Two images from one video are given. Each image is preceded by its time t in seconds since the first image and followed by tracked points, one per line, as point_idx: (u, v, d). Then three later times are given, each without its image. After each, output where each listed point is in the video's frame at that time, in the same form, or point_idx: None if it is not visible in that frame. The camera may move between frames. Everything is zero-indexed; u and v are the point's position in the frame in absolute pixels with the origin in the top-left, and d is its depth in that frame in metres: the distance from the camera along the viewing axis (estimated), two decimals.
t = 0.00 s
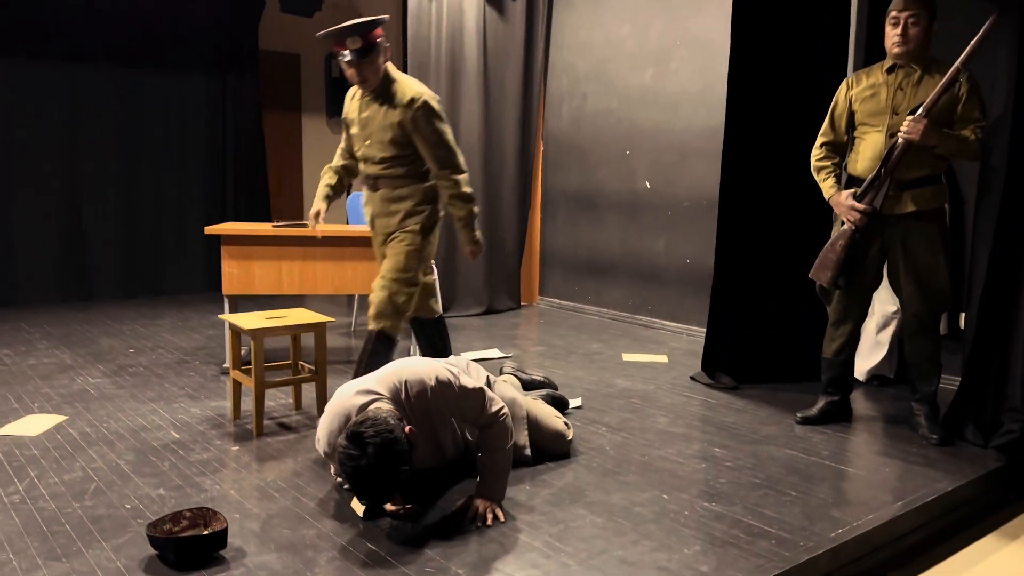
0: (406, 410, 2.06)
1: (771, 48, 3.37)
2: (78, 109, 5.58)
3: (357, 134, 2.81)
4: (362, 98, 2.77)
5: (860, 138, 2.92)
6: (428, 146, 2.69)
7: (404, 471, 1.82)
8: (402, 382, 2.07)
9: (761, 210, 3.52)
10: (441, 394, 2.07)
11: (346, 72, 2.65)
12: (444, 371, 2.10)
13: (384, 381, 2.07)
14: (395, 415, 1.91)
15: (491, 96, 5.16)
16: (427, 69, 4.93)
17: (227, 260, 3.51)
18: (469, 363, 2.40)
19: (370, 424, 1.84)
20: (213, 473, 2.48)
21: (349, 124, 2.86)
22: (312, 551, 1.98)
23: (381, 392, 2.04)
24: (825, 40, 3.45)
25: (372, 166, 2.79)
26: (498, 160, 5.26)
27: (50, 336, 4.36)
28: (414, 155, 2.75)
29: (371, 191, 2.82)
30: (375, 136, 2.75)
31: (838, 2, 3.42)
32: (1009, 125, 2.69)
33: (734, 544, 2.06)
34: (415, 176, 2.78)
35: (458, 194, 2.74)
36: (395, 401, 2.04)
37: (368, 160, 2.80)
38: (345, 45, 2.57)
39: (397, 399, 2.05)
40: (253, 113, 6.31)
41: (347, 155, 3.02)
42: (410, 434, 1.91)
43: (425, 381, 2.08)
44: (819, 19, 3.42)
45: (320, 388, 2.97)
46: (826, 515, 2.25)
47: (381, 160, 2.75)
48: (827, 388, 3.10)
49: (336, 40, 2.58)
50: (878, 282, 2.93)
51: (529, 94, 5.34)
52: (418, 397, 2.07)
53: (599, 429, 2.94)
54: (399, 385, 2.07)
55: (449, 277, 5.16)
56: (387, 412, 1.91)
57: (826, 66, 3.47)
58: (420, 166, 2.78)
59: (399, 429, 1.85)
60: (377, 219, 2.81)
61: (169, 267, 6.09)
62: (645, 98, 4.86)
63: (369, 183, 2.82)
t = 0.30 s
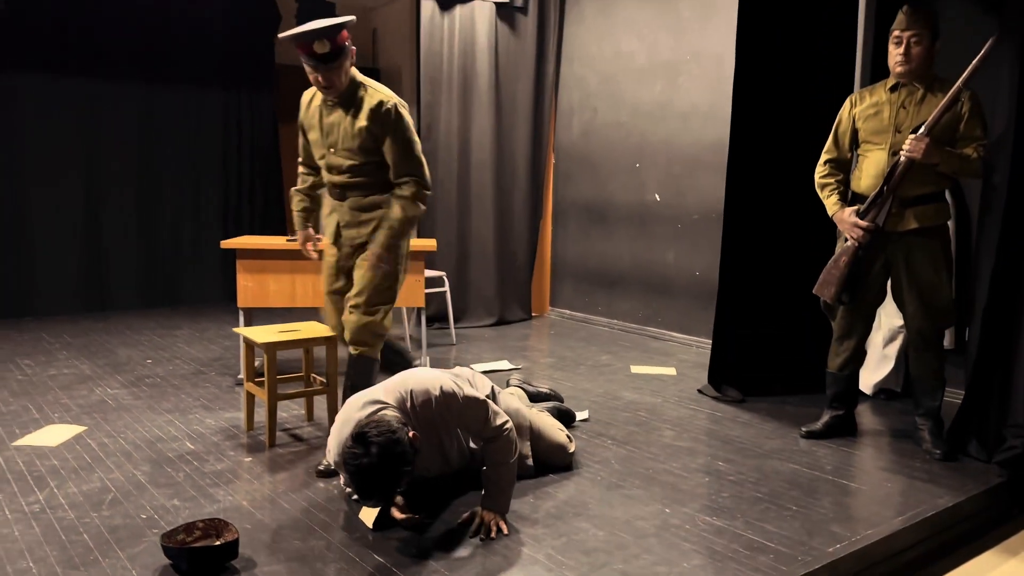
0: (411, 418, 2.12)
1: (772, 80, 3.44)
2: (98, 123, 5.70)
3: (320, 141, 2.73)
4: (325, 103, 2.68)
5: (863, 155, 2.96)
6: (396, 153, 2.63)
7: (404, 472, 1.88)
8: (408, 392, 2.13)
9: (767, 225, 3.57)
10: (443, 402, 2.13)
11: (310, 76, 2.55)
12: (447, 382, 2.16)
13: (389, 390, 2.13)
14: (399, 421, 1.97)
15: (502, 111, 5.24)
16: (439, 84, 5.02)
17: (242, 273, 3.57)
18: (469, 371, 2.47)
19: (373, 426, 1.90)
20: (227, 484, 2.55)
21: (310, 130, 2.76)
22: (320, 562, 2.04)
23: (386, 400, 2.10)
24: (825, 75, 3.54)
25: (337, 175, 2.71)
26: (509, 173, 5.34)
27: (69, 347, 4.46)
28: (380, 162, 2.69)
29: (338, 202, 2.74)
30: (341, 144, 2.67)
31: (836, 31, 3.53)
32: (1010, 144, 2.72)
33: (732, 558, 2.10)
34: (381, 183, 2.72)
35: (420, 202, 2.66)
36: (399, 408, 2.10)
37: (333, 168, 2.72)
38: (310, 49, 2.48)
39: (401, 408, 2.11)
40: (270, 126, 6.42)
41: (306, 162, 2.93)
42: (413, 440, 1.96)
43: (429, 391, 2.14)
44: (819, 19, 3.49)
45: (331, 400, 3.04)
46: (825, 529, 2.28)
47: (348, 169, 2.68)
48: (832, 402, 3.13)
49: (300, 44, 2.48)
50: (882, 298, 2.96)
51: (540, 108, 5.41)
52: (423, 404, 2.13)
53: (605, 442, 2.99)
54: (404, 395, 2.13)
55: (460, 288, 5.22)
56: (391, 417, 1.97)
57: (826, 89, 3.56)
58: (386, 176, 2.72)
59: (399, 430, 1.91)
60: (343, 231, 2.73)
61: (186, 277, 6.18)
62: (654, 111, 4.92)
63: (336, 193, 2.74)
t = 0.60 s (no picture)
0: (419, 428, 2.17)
1: (775, 101, 3.51)
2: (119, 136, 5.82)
3: (289, 153, 2.54)
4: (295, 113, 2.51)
5: (864, 173, 3.00)
6: (372, 167, 2.48)
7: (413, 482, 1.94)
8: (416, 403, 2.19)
9: (771, 240, 3.62)
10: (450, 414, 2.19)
11: (281, 87, 2.38)
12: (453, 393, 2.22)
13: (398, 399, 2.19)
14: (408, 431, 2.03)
15: (512, 125, 5.33)
16: (451, 99, 5.11)
17: (256, 286, 3.66)
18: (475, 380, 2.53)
19: (383, 438, 1.96)
20: (239, 494, 2.62)
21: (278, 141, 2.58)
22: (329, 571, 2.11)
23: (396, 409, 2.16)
24: (828, 56, 3.59)
25: (307, 187, 2.53)
26: (519, 186, 5.42)
27: (88, 356, 4.56)
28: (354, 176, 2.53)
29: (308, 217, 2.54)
30: (313, 155, 2.49)
31: (838, 37, 3.60)
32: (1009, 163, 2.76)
33: (730, 571, 2.14)
34: (353, 197, 2.54)
35: (396, 219, 2.51)
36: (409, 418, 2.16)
37: (303, 181, 2.53)
38: (286, 60, 2.32)
39: (412, 418, 2.16)
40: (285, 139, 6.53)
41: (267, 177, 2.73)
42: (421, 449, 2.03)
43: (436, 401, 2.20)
44: (823, 34, 3.57)
45: (342, 411, 3.10)
46: (823, 543, 2.32)
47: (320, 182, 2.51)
48: (835, 416, 3.17)
49: (275, 55, 2.32)
50: (883, 313, 3.00)
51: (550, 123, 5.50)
52: (431, 416, 2.18)
53: (610, 454, 3.04)
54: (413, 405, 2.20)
55: (470, 299, 5.29)
56: (400, 427, 2.03)
57: (829, 82, 3.60)
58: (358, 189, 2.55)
59: (408, 441, 1.97)
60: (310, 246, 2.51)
61: (202, 287, 6.29)
62: (662, 125, 4.98)
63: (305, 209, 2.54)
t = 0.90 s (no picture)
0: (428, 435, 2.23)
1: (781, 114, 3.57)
2: (139, 147, 5.94)
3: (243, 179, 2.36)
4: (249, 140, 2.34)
5: (868, 187, 3.05)
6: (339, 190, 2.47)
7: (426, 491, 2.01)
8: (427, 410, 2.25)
9: (777, 252, 3.67)
10: (458, 422, 2.25)
11: (248, 116, 2.26)
12: (462, 402, 2.28)
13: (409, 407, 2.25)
14: (420, 440, 2.10)
15: (524, 136, 5.42)
16: (464, 111, 5.20)
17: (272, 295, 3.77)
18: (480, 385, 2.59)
19: (397, 447, 2.02)
20: (253, 499, 2.70)
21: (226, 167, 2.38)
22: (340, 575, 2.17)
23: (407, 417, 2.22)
24: (830, 53, 3.64)
25: (266, 216, 2.38)
26: (530, 196, 5.50)
27: (109, 363, 4.66)
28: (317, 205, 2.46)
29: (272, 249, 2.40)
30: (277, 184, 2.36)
31: (842, 51, 3.65)
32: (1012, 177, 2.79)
33: None
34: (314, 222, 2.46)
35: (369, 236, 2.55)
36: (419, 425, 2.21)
37: (262, 210, 2.38)
38: (258, 91, 2.21)
39: (422, 426, 2.20)
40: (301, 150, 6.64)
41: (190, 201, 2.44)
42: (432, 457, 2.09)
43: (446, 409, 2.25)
44: (824, 27, 3.63)
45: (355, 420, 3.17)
46: (823, 552, 2.36)
47: (285, 211, 2.39)
48: (840, 426, 3.20)
49: (247, 85, 2.20)
50: (888, 325, 3.04)
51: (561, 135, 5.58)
52: (442, 424, 2.24)
53: (616, 463, 3.09)
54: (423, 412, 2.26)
55: (482, 307, 5.36)
56: (413, 436, 2.10)
57: (830, 74, 3.65)
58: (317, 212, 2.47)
59: (418, 451, 2.03)
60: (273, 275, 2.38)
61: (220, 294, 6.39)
62: (673, 136, 5.02)
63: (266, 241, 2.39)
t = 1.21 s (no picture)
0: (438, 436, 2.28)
1: (785, 123, 3.61)
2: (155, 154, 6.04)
3: (232, 188, 2.29)
4: (237, 147, 2.27)
5: (871, 196, 3.09)
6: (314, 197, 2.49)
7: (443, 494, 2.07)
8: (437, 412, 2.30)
9: (782, 259, 3.71)
10: (468, 425, 2.30)
11: (249, 128, 2.20)
12: (471, 405, 2.33)
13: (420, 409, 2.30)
14: (433, 444, 2.15)
15: (534, 142, 5.49)
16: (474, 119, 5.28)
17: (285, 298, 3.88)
18: (487, 386, 2.63)
19: (415, 453, 2.08)
20: (266, 501, 2.76)
21: (208, 174, 2.28)
22: None
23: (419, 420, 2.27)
24: (829, 52, 3.67)
25: (255, 222, 2.36)
26: (540, 203, 5.56)
27: (125, 367, 4.75)
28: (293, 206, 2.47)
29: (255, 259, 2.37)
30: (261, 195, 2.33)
31: (846, 59, 3.69)
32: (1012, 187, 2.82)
33: None
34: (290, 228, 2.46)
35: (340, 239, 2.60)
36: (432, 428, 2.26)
37: (252, 216, 2.35)
38: (263, 105, 2.16)
39: (433, 427, 2.26)
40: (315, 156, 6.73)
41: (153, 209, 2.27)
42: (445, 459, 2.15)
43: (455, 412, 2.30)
44: (824, 31, 3.64)
45: (365, 424, 3.23)
46: (824, 556, 2.40)
47: (274, 216, 2.39)
48: (843, 432, 3.23)
49: (254, 98, 2.15)
50: (890, 332, 3.08)
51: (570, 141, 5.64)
52: (452, 426, 2.29)
53: (622, 467, 3.15)
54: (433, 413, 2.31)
55: (492, 312, 5.43)
56: (427, 440, 2.15)
57: (830, 78, 3.67)
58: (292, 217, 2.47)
59: (433, 456, 2.08)
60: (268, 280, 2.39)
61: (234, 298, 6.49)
62: (681, 142, 5.07)
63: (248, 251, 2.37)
